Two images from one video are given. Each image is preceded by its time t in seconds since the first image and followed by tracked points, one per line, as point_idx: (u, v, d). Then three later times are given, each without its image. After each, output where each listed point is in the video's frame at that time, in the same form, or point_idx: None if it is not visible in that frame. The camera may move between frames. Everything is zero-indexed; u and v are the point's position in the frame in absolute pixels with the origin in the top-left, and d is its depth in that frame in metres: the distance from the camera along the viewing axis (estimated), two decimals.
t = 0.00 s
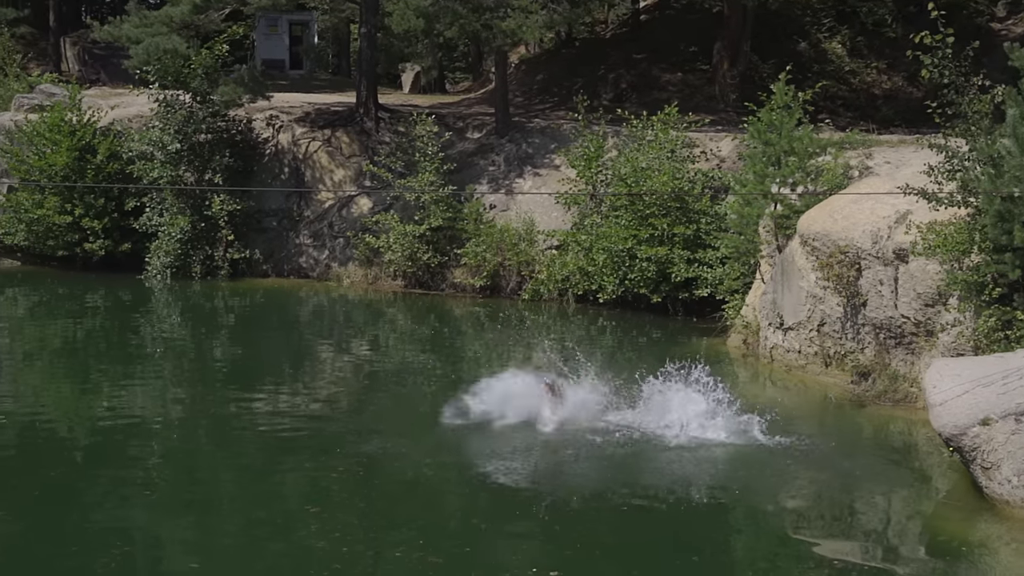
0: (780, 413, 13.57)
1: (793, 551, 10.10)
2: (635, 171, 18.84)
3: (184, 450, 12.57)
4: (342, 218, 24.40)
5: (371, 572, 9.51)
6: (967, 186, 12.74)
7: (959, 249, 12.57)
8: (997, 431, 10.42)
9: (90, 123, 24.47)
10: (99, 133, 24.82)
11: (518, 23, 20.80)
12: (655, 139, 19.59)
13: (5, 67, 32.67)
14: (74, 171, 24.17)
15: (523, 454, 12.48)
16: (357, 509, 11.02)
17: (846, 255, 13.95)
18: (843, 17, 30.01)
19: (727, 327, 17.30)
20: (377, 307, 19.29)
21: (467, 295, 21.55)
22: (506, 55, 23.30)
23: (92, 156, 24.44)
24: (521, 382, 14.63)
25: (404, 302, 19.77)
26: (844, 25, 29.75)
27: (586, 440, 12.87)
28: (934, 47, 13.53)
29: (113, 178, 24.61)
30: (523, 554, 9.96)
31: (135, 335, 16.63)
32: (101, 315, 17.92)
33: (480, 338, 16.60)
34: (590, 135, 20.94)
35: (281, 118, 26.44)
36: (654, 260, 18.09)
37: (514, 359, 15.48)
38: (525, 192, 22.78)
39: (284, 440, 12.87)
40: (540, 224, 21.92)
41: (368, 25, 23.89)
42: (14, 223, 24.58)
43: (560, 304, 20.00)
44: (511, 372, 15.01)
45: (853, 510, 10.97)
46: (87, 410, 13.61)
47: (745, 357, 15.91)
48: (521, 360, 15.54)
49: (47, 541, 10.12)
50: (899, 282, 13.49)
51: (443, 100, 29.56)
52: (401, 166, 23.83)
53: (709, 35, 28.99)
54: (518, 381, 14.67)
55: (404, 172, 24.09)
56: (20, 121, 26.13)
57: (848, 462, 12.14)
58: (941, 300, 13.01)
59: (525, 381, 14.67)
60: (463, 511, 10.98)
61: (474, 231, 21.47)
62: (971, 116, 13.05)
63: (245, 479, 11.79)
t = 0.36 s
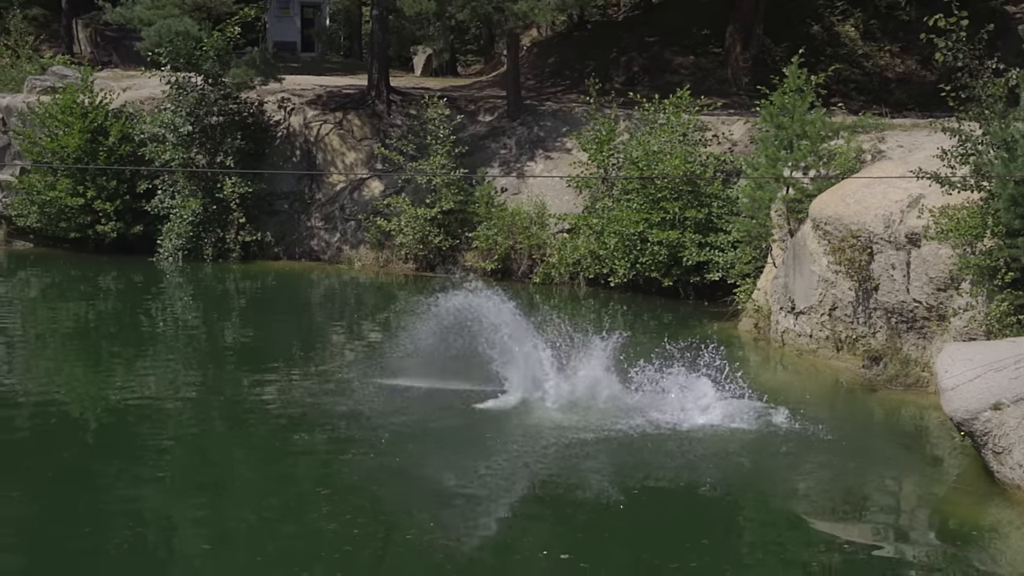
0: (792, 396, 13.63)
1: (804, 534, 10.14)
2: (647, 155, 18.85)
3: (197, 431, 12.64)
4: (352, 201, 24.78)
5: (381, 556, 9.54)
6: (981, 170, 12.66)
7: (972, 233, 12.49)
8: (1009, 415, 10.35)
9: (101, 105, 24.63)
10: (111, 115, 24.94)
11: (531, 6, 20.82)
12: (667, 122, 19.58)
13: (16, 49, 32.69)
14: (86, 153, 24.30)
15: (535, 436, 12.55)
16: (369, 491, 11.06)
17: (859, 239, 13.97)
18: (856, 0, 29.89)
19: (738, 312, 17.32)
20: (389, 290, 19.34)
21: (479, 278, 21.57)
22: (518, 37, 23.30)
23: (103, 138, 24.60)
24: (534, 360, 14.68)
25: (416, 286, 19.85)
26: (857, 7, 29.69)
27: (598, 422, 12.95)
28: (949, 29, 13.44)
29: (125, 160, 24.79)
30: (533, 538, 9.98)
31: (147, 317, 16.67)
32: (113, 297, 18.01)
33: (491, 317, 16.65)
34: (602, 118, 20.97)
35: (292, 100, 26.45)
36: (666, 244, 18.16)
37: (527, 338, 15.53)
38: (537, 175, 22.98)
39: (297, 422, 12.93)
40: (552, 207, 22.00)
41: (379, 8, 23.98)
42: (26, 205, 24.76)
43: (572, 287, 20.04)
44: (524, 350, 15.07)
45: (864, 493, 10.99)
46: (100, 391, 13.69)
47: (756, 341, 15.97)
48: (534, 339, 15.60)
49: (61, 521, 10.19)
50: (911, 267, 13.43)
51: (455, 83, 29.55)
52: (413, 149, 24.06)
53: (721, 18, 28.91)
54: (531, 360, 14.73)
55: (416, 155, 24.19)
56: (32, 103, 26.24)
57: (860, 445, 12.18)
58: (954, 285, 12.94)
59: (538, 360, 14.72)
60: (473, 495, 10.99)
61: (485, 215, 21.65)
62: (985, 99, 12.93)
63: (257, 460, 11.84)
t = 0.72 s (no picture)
0: (800, 382, 13.62)
1: (811, 518, 10.17)
2: (657, 140, 18.89)
3: (206, 413, 12.71)
4: (362, 185, 24.90)
5: (389, 540, 9.58)
6: (992, 156, 12.62)
7: (983, 219, 12.44)
8: (1018, 401, 10.36)
9: (112, 89, 24.76)
10: (121, 99, 25.05)
11: None
12: (678, 108, 19.66)
13: (26, 33, 32.75)
14: (95, 137, 24.45)
15: (542, 421, 12.56)
16: (377, 475, 11.09)
17: (870, 225, 13.98)
18: None
19: (748, 298, 17.34)
20: (399, 276, 19.41)
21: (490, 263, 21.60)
22: (528, 23, 23.29)
23: (114, 122, 24.72)
24: (543, 344, 14.72)
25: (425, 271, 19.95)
26: None
27: (605, 407, 12.97)
28: (961, 15, 13.37)
29: (135, 145, 24.92)
30: (541, 521, 10.00)
31: (157, 301, 16.77)
32: (123, 281, 18.09)
33: (500, 301, 16.67)
34: (612, 104, 21.01)
35: (302, 84, 26.40)
36: (675, 229, 18.11)
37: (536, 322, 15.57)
38: (547, 160, 23.08)
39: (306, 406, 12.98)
40: (562, 193, 22.08)
41: None
42: (37, 189, 24.97)
43: (582, 273, 20.11)
44: (531, 334, 15.11)
45: (872, 479, 11.02)
46: (110, 373, 13.76)
47: (766, 327, 15.98)
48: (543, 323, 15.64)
49: (71, 502, 10.26)
50: (921, 253, 13.42)
51: (464, 68, 29.55)
52: (422, 135, 23.95)
53: (732, 4, 28.84)
54: (539, 344, 14.76)
55: (426, 141, 24.23)
56: (42, 87, 26.38)
57: (870, 431, 12.18)
58: (964, 271, 12.93)
59: (546, 343, 14.75)
60: (482, 480, 10.99)
61: (496, 199, 21.85)
62: (996, 85, 12.87)
63: (266, 444, 11.89)
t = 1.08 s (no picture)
0: (807, 368, 13.63)
1: (818, 504, 10.19)
2: (666, 126, 18.93)
3: (215, 396, 12.77)
4: (372, 170, 24.80)
5: (397, 525, 9.60)
6: (1002, 142, 12.55)
7: (992, 205, 12.36)
8: None
9: (120, 74, 24.82)
10: (130, 84, 25.12)
11: None
12: (686, 93, 19.69)
13: (35, 17, 32.80)
14: (104, 122, 24.55)
15: (545, 407, 12.54)
16: (385, 459, 11.10)
17: (878, 212, 13.96)
18: None
19: (756, 284, 17.35)
20: (406, 262, 19.46)
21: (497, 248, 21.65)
22: (537, 8, 23.29)
23: (122, 107, 24.79)
24: (544, 333, 14.61)
25: (433, 257, 20.04)
26: None
27: (604, 393, 12.96)
28: None
29: (144, 130, 24.99)
30: (548, 507, 10.01)
31: (166, 286, 16.82)
32: (132, 266, 18.18)
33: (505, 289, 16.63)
34: (621, 89, 21.04)
35: (311, 70, 26.54)
36: (684, 215, 18.15)
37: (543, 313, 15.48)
38: (555, 146, 23.13)
39: (313, 390, 13.04)
40: (570, 177, 22.19)
41: None
42: (46, 173, 25.07)
43: (590, 259, 20.18)
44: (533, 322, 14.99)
45: (879, 464, 11.03)
46: (119, 357, 13.81)
47: (774, 313, 15.99)
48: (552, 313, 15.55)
49: (81, 485, 10.31)
50: (930, 240, 13.41)
51: (473, 53, 29.56)
52: (431, 119, 24.20)
53: None
54: (539, 332, 14.66)
55: (434, 125, 24.25)
56: (51, 72, 26.47)
57: (880, 417, 12.20)
58: (973, 257, 12.90)
59: (550, 330, 14.72)
60: (489, 466, 10.96)
61: (503, 184, 21.85)
62: (1006, 71, 12.79)
63: (275, 427, 11.92)
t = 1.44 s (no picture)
0: (814, 352, 13.67)
1: (826, 488, 10.21)
2: (674, 109, 18.90)
3: (225, 377, 12.83)
4: (380, 153, 24.97)
5: (406, 508, 9.62)
6: (1013, 125, 12.44)
7: (1002, 188, 12.27)
8: None
9: (129, 56, 24.87)
10: (139, 67, 25.18)
11: None
12: (696, 77, 19.70)
13: None
14: (113, 104, 24.63)
15: (545, 389, 12.57)
16: (394, 441, 11.12)
17: (888, 195, 13.98)
18: None
19: (764, 268, 17.40)
20: (415, 245, 19.56)
21: (505, 232, 21.84)
22: None
23: (131, 90, 24.84)
24: (541, 321, 14.46)
25: (442, 240, 20.14)
26: None
27: (601, 380, 12.86)
28: None
29: (153, 112, 25.03)
30: (556, 490, 10.01)
31: (174, 269, 16.86)
32: (141, 248, 18.23)
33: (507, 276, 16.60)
34: (630, 73, 21.06)
35: (320, 52, 26.53)
36: (693, 199, 18.19)
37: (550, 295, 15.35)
38: (564, 129, 23.20)
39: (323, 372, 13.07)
40: (579, 161, 22.31)
41: None
42: (54, 155, 25.09)
43: (598, 242, 20.25)
44: (531, 310, 14.83)
45: (888, 448, 11.04)
46: (128, 338, 13.86)
47: (783, 297, 16.01)
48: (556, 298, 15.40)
49: (92, 465, 10.37)
50: (939, 224, 13.41)
51: (482, 35, 29.54)
52: (440, 102, 24.14)
53: None
54: (536, 320, 14.49)
55: (442, 108, 24.24)
56: (60, 54, 26.52)
57: (889, 400, 12.22)
58: (983, 242, 12.88)
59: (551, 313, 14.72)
60: (498, 452, 10.90)
61: (512, 168, 22.04)
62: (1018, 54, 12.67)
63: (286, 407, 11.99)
